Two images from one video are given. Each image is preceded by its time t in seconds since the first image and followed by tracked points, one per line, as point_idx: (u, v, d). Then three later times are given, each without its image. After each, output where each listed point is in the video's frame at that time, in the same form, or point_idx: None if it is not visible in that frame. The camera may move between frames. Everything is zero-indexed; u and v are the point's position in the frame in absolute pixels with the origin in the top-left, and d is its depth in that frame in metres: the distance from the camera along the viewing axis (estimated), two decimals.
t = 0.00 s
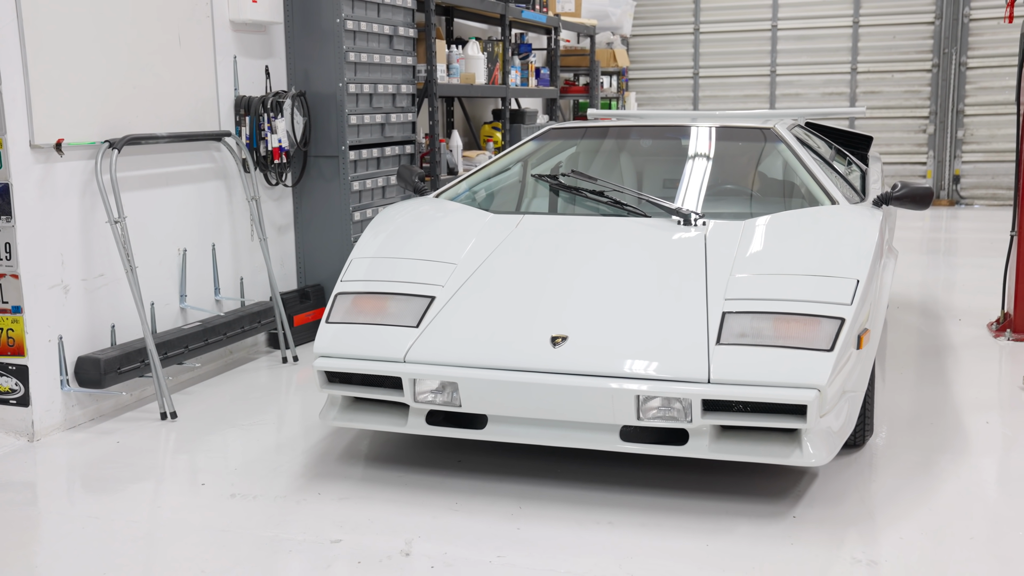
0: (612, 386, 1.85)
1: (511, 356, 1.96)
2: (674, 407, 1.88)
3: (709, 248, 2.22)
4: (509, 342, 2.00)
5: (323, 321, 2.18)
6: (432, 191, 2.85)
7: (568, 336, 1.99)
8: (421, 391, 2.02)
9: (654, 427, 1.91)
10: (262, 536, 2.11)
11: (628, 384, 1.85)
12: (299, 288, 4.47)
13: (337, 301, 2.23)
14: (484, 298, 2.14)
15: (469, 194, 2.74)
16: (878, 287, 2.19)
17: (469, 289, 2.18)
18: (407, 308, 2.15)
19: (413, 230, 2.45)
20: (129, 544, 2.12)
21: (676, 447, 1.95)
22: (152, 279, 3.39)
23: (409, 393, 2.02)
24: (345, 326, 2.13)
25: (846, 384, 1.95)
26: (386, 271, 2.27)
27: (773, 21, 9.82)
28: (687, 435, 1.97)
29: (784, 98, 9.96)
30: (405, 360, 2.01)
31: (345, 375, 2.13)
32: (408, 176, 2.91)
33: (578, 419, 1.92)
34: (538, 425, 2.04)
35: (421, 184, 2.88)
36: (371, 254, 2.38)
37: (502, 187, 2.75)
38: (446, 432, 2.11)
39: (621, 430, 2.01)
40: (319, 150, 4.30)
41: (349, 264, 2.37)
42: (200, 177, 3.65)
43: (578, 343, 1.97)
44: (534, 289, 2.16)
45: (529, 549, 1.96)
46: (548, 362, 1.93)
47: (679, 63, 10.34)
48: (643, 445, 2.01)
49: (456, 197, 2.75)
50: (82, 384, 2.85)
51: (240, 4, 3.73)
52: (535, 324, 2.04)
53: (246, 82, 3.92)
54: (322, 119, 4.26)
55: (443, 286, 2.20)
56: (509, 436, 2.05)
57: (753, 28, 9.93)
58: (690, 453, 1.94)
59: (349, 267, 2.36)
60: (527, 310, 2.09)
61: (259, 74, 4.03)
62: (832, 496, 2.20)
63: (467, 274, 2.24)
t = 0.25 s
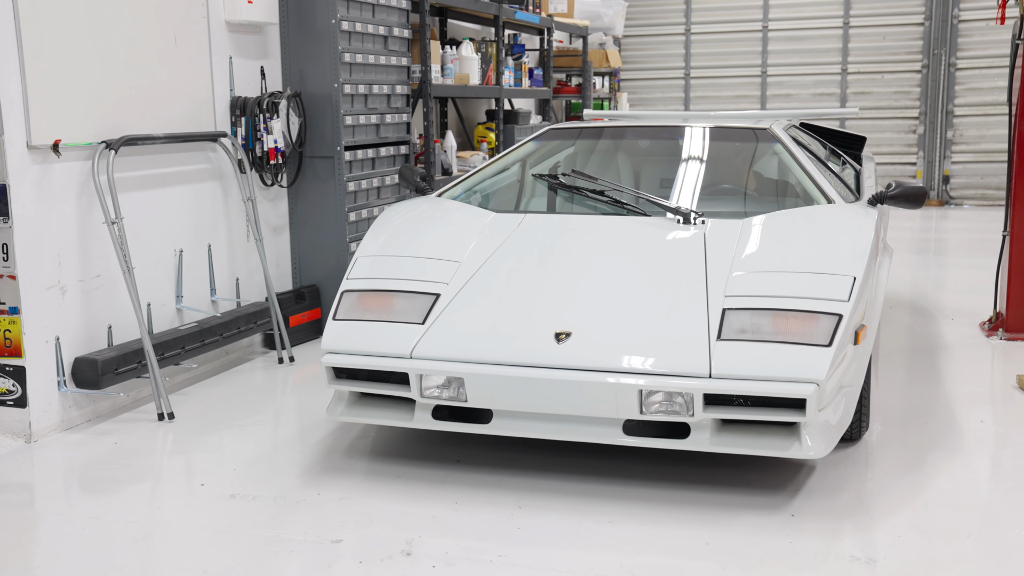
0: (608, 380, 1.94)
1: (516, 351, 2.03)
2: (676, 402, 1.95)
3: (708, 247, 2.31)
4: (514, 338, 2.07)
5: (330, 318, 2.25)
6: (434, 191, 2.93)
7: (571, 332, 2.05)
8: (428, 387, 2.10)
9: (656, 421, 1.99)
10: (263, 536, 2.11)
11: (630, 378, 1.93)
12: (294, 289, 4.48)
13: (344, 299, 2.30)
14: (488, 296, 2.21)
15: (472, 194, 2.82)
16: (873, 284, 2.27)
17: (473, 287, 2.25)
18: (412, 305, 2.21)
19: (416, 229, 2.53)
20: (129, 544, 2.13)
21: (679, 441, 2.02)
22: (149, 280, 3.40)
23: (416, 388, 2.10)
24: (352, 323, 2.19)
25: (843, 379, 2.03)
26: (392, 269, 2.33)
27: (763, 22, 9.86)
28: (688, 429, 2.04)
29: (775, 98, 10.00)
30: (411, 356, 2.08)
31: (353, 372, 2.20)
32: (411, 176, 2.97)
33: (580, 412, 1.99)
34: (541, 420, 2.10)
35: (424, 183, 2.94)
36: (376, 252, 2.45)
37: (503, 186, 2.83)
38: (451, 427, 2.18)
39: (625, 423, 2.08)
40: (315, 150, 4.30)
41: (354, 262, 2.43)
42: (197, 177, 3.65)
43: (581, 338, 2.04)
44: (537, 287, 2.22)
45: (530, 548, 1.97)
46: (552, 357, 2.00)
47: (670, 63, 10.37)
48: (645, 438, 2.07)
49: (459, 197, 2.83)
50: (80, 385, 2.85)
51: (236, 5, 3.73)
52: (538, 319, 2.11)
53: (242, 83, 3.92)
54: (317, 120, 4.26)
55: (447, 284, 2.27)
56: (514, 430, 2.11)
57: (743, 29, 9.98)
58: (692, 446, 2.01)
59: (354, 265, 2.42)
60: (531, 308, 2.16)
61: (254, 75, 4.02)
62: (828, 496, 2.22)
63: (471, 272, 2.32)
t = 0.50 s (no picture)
0: (604, 374, 1.99)
1: (520, 347, 2.09)
2: (677, 396, 2.01)
3: (707, 244, 2.36)
4: (517, 335, 2.12)
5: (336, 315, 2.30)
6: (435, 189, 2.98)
7: (574, 328, 2.11)
8: (433, 382, 2.16)
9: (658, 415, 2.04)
10: (262, 536, 2.11)
11: (633, 373, 1.99)
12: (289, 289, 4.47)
13: (349, 296, 2.35)
14: (491, 293, 2.27)
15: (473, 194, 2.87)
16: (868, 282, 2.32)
17: (477, 285, 2.30)
18: (417, 302, 2.26)
19: (420, 228, 2.58)
20: (128, 545, 2.12)
21: (681, 434, 2.08)
22: (144, 281, 3.39)
23: (422, 383, 2.15)
24: (359, 320, 2.24)
25: (839, 375, 2.09)
26: (397, 267, 2.38)
27: (753, 22, 9.91)
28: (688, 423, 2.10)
29: (765, 99, 10.05)
30: (417, 352, 2.13)
31: (359, 368, 2.25)
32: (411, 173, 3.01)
33: (581, 406, 2.05)
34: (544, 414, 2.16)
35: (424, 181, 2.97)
36: (380, 251, 2.50)
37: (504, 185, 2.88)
38: (455, 421, 2.23)
39: (626, 418, 2.14)
40: (309, 151, 4.30)
41: (359, 260, 2.48)
42: (192, 178, 3.65)
43: (584, 334, 2.09)
44: (539, 285, 2.28)
45: (530, 548, 1.98)
46: (555, 352, 2.05)
47: (660, 64, 10.41)
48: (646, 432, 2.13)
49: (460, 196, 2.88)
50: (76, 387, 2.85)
51: (231, 5, 3.73)
52: (543, 316, 2.17)
53: (237, 85, 3.92)
54: (312, 121, 4.26)
55: (451, 282, 2.32)
56: (517, 424, 2.17)
57: (734, 30, 10.01)
58: (693, 439, 2.07)
59: (358, 263, 2.47)
60: (533, 305, 2.21)
61: (249, 76, 4.02)
62: (824, 497, 2.23)
63: (475, 269, 2.37)
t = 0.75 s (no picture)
0: (599, 369, 2.07)
1: (523, 344, 2.15)
2: (677, 390, 2.08)
3: (705, 241, 2.42)
4: (521, 331, 2.19)
5: (342, 312, 2.36)
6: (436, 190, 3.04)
7: (576, 324, 2.18)
8: (439, 377, 2.22)
9: (658, 409, 2.11)
10: (261, 537, 2.11)
11: (633, 368, 2.06)
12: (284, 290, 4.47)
13: (355, 294, 2.41)
14: (494, 291, 2.33)
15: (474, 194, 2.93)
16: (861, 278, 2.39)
17: (479, 282, 2.37)
18: (421, 299, 2.33)
19: (424, 226, 2.64)
20: (127, 546, 2.12)
21: (680, 427, 2.15)
22: (140, 282, 3.39)
23: (428, 378, 2.22)
24: (365, 318, 2.31)
25: (835, 369, 2.16)
26: (401, 265, 2.45)
27: (743, 23, 9.95)
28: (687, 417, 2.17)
29: (755, 99, 10.09)
30: (422, 348, 2.20)
31: (365, 363, 2.32)
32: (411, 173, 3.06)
33: (582, 400, 2.12)
34: (548, 409, 2.22)
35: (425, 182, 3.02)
36: (384, 249, 2.56)
37: (502, 185, 2.92)
38: (459, 416, 2.30)
39: (627, 412, 2.20)
40: (303, 151, 4.29)
41: (363, 258, 2.54)
42: (186, 179, 3.64)
43: (586, 331, 2.16)
44: (541, 282, 2.35)
45: (529, 547, 1.99)
46: (557, 348, 2.13)
47: (651, 64, 10.45)
48: (648, 426, 2.19)
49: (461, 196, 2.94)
50: (72, 388, 2.85)
51: (225, 6, 3.73)
52: (545, 314, 2.23)
53: (231, 85, 3.92)
54: (306, 121, 4.26)
55: (454, 279, 2.38)
56: (521, 418, 2.23)
57: (724, 31, 10.05)
58: (693, 432, 2.14)
59: (363, 261, 2.54)
60: (535, 302, 2.28)
61: (243, 76, 4.01)
62: (819, 496, 2.25)
63: (478, 267, 2.43)
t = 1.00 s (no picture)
0: (595, 365, 2.14)
1: (525, 340, 2.22)
2: (676, 385, 2.13)
3: (700, 241, 2.50)
4: (523, 327, 2.26)
5: (347, 310, 2.42)
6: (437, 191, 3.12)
7: (577, 321, 2.25)
8: (444, 373, 2.28)
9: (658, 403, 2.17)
10: (261, 537, 2.12)
11: (634, 363, 2.12)
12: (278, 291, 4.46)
13: (359, 292, 2.47)
14: (496, 289, 2.40)
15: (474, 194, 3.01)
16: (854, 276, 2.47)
17: (481, 280, 2.44)
18: (424, 297, 2.40)
19: (424, 226, 2.71)
20: (127, 547, 2.13)
21: (679, 422, 2.22)
22: (135, 283, 3.39)
23: (432, 374, 2.28)
24: (370, 315, 2.37)
25: (829, 364, 2.23)
26: (404, 263, 2.51)
27: (733, 24, 10.00)
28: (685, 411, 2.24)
29: (745, 100, 10.14)
30: (427, 344, 2.26)
31: (369, 360, 2.38)
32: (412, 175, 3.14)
33: (583, 395, 2.18)
34: (552, 403, 2.28)
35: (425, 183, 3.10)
36: (386, 248, 2.62)
37: (499, 185, 3.01)
38: (463, 410, 2.36)
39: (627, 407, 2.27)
40: (297, 152, 4.29)
41: (366, 257, 2.60)
42: (181, 180, 3.64)
43: (586, 327, 2.23)
44: (541, 281, 2.42)
45: (528, 547, 2.01)
46: (558, 344, 2.19)
47: (641, 65, 10.48)
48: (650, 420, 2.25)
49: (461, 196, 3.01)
50: (68, 390, 2.84)
51: (220, 7, 3.73)
52: (546, 311, 2.31)
53: (225, 86, 3.92)
54: (300, 122, 4.26)
55: (457, 277, 2.45)
56: (526, 413, 2.30)
57: (714, 31, 10.10)
58: (692, 426, 2.21)
59: (366, 259, 2.59)
60: (536, 300, 2.35)
61: (237, 77, 4.01)
62: (814, 495, 2.27)
63: (480, 265, 2.51)
